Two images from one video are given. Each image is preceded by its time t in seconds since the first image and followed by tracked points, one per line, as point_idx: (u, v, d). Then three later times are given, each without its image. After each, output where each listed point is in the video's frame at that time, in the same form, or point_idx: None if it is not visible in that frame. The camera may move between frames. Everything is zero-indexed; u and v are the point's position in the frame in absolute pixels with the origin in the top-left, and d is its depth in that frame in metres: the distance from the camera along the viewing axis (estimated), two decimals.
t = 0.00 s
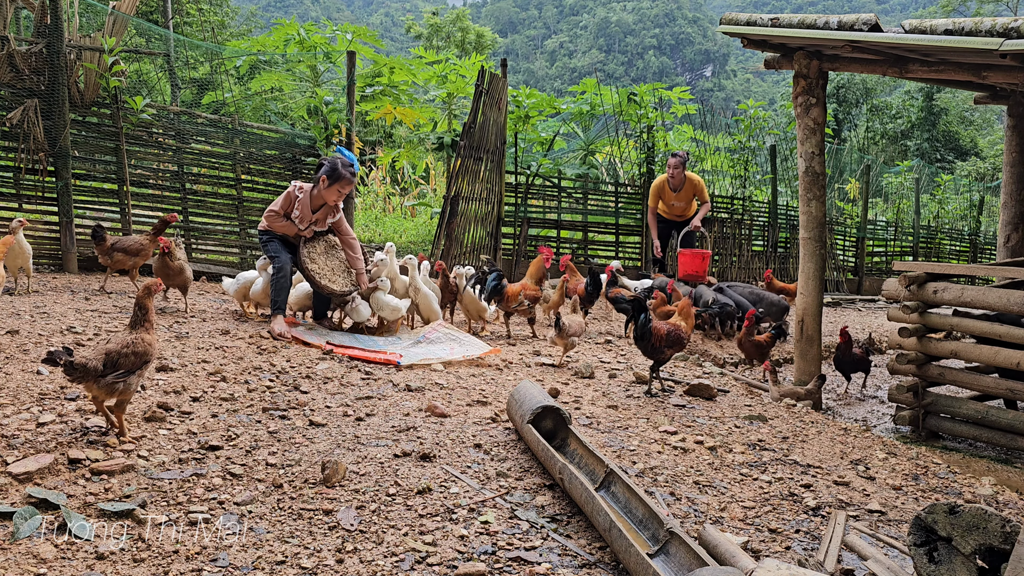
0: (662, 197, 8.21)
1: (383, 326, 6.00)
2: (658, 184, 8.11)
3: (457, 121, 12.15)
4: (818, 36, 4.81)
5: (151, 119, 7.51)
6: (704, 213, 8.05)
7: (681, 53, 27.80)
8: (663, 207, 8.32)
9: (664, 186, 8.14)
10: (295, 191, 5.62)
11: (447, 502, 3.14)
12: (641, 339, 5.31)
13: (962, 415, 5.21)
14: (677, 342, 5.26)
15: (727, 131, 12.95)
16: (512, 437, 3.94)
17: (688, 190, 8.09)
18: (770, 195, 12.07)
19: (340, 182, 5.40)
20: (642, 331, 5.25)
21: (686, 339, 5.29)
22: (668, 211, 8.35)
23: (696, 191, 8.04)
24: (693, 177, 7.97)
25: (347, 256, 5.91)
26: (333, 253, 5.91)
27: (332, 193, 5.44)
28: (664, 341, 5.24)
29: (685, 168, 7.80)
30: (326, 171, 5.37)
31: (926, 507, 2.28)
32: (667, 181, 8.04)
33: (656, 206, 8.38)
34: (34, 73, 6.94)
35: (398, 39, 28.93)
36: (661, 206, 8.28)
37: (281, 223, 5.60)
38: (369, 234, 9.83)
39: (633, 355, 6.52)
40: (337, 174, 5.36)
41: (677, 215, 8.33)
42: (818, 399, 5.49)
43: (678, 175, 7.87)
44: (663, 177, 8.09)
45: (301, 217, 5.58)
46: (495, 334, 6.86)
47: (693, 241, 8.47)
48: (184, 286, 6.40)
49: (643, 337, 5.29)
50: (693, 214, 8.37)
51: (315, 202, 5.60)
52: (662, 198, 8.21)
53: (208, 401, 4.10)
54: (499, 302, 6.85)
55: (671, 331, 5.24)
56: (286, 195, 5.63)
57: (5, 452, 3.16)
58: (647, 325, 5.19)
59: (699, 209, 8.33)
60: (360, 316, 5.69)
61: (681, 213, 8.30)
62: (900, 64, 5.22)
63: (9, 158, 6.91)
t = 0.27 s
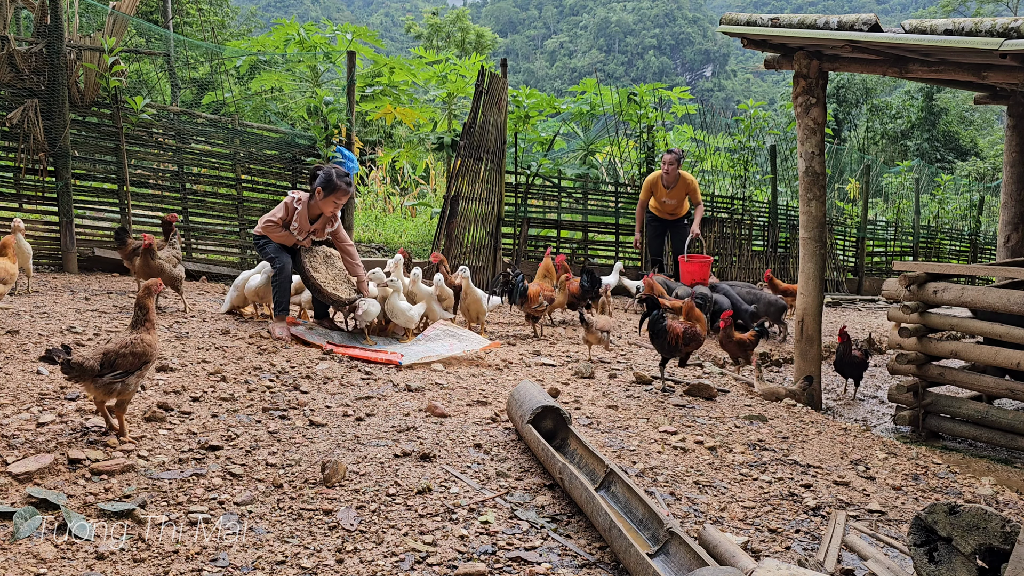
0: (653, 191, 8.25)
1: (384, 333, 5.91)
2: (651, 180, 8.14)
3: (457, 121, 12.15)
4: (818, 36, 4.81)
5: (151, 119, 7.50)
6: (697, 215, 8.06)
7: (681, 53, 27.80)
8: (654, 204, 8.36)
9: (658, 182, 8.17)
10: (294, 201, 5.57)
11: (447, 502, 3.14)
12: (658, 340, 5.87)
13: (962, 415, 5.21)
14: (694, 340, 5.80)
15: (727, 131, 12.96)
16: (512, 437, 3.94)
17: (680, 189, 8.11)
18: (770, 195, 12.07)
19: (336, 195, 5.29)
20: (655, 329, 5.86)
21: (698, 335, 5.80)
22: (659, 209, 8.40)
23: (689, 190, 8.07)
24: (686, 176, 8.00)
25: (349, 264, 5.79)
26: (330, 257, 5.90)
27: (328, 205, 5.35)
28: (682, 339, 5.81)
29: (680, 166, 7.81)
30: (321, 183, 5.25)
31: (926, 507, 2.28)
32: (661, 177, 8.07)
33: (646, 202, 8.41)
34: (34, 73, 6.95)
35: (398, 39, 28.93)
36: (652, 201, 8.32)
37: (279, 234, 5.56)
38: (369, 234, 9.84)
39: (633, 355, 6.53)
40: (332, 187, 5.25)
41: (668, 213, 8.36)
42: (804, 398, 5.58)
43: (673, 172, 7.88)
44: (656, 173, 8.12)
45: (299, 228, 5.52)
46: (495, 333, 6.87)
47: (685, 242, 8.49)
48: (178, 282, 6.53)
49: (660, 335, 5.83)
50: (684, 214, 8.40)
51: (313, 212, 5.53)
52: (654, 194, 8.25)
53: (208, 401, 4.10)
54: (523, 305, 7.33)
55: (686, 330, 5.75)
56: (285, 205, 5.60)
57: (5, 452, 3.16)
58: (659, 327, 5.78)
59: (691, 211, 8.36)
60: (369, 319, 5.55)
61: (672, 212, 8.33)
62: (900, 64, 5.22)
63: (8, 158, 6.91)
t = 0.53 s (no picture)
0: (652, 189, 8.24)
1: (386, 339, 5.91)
2: (649, 178, 8.12)
3: (457, 121, 12.15)
4: (818, 36, 4.81)
5: (151, 119, 7.51)
6: (692, 218, 8.06)
7: (681, 53, 27.81)
8: (652, 202, 8.36)
9: (657, 181, 8.14)
10: (292, 207, 5.49)
11: (447, 502, 3.14)
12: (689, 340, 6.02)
13: (962, 415, 5.21)
14: (721, 342, 5.90)
15: (727, 131, 12.96)
16: (512, 437, 3.94)
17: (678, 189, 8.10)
18: (770, 195, 12.07)
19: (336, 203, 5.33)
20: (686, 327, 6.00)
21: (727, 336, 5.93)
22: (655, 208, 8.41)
23: (688, 193, 8.05)
24: (683, 177, 7.99)
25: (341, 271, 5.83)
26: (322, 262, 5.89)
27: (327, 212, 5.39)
28: (708, 341, 5.87)
29: (680, 167, 7.74)
30: (320, 191, 5.27)
31: (926, 507, 2.28)
32: (661, 176, 8.03)
33: (644, 199, 8.41)
34: (34, 73, 6.95)
35: (398, 39, 28.93)
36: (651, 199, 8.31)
37: (282, 242, 5.40)
38: (369, 235, 9.84)
39: (633, 355, 6.53)
40: (332, 196, 5.27)
41: (665, 212, 8.38)
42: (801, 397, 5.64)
43: (673, 172, 7.84)
44: (655, 172, 8.10)
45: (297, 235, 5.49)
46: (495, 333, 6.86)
47: (683, 241, 8.54)
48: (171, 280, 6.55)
49: (689, 334, 5.96)
50: (681, 215, 8.41)
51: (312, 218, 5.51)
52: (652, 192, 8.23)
53: (208, 401, 4.10)
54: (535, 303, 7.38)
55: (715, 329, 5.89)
56: (284, 211, 5.48)
57: (5, 452, 3.16)
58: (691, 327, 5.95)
59: (688, 212, 8.38)
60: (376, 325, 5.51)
61: (670, 211, 8.34)
62: (900, 64, 5.23)
63: (8, 158, 6.91)
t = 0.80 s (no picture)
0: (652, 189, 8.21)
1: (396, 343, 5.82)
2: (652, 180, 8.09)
3: (457, 121, 12.15)
4: (818, 36, 4.81)
5: (151, 119, 7.51)
6: (692, 222, 8.12)
7: (681, 53, 27.81)
8: (652, 202, 8.32)
9: (659, 183, 8.13)
10: (288, 230, 5.43)
11: (447, 502, 3.14)
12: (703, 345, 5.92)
13: (962, 415, 5.21)
14: (733, 345, 5.78)
15: (727, 131, 12.96)
16: (513, 437, 3.94)
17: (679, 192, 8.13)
18: (770, 195, 12.07)
19: (330, 218, 5.34)
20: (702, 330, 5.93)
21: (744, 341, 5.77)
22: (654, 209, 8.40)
23: (689, 196, 8.15)
24: (685, 181, 8.02)
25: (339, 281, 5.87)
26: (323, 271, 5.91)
27: (321, 227, 5.40)
28: (720, 342, 5.79)
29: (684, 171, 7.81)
30: (314, 209, 5.26)
31: (926, 507, 2.28)
32: (664, 177, 8.03)
33: (644, 200, 8.36)
34: (34, 73, 6.95)
35: (398, 39, 28.92)
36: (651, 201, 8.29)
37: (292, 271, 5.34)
38: (369, 235, 9.83)
39: (633, 355, 6.53)
40: (326, 212, 5.27)
41: (665, 213, 8.38)
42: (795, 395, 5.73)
43: (676, 175, 7.88)
44: (657, 174, 8.07)
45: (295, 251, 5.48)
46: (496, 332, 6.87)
47: (682, 242, 8.58)
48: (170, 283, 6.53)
49: (703, 335, 5.90)
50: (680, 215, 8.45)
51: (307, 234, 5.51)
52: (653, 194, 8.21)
53: (208, 400, 4.10)
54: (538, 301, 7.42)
55: (728, 332, 5.79)
56: (282, 236, 5.38)
57: (5, 452, 3.16)
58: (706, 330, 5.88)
59: (687, 214, 8.44)
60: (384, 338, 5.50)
61: (670, 212, 8.35)
62: (900, 64, 5.23)
63: (8, 158, 6.91)
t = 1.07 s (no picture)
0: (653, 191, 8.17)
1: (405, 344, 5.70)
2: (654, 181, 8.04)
3: (457, 121, 12.15)
4: (818, 36, 4.81)
5: (151, 119, 7.51)
6: (691, 225, 8.14)
7: (681, 53, 27.82)
8: (652, 203, 8.29)
9: (660, 184, 8.09)
10: (290, 234, 5.39)
11: (447, 502, 3.14)
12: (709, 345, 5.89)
13: (962, 415, 5.21)
14: (741, 346, 5.77)
15: (727, 131, 12.96)
16: (512, 437, 3.94)
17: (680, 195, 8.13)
18: (770, 195, 12.07)
19: (328, 217, 5.39)
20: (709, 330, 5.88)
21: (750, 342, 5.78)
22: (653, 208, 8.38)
23: (689, 199, 8.16)
24: (687, 184, 8.02)
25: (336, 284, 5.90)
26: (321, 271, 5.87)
27: (320, 227, 5.45)
28: (728, 343, 5.77)
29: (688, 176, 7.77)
30: (313, 209, 5.29)
31: (926, 507, 2.27)
32: (666, 180, 7.99)
33: (645, 201, 8.30)
34: (34, 73, 6.95)
35: (398, 39, 28.93)
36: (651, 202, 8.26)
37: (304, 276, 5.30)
38: (368, 234, 9.83)
39: (633, 355, 6.53)
40: (327, 211, 5.33)
41: (664, 214, 8.37)
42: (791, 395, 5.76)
43: (679, 178, 7.85)
44: (659, 175, 8.03)
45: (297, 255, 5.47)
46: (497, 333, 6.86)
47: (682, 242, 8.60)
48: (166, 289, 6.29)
49: (710, 335, 5.87)
50: (680, 216, 8.46)
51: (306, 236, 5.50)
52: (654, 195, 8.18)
53: (208, 400, 4.10)
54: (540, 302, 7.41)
55: (735, 333, 5.78)
56: (286, 241, 5.35)
57: (5, 452, 3.16)
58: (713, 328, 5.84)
59: (686, 214, 8.45)
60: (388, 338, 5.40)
61: (669, 213, 8.35)
62: (900, 64, 5.23)
63: (8, 158, 6.91)
